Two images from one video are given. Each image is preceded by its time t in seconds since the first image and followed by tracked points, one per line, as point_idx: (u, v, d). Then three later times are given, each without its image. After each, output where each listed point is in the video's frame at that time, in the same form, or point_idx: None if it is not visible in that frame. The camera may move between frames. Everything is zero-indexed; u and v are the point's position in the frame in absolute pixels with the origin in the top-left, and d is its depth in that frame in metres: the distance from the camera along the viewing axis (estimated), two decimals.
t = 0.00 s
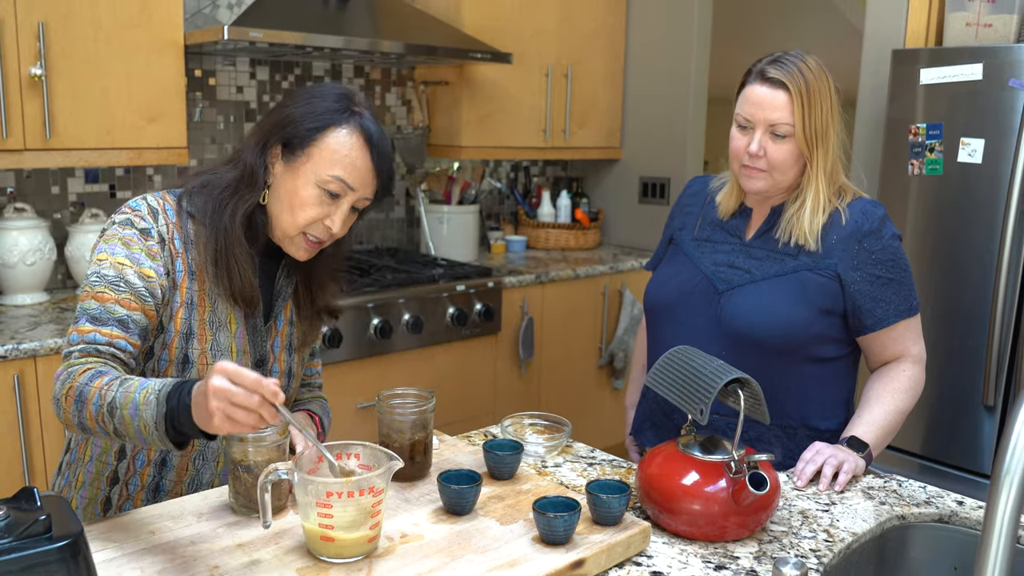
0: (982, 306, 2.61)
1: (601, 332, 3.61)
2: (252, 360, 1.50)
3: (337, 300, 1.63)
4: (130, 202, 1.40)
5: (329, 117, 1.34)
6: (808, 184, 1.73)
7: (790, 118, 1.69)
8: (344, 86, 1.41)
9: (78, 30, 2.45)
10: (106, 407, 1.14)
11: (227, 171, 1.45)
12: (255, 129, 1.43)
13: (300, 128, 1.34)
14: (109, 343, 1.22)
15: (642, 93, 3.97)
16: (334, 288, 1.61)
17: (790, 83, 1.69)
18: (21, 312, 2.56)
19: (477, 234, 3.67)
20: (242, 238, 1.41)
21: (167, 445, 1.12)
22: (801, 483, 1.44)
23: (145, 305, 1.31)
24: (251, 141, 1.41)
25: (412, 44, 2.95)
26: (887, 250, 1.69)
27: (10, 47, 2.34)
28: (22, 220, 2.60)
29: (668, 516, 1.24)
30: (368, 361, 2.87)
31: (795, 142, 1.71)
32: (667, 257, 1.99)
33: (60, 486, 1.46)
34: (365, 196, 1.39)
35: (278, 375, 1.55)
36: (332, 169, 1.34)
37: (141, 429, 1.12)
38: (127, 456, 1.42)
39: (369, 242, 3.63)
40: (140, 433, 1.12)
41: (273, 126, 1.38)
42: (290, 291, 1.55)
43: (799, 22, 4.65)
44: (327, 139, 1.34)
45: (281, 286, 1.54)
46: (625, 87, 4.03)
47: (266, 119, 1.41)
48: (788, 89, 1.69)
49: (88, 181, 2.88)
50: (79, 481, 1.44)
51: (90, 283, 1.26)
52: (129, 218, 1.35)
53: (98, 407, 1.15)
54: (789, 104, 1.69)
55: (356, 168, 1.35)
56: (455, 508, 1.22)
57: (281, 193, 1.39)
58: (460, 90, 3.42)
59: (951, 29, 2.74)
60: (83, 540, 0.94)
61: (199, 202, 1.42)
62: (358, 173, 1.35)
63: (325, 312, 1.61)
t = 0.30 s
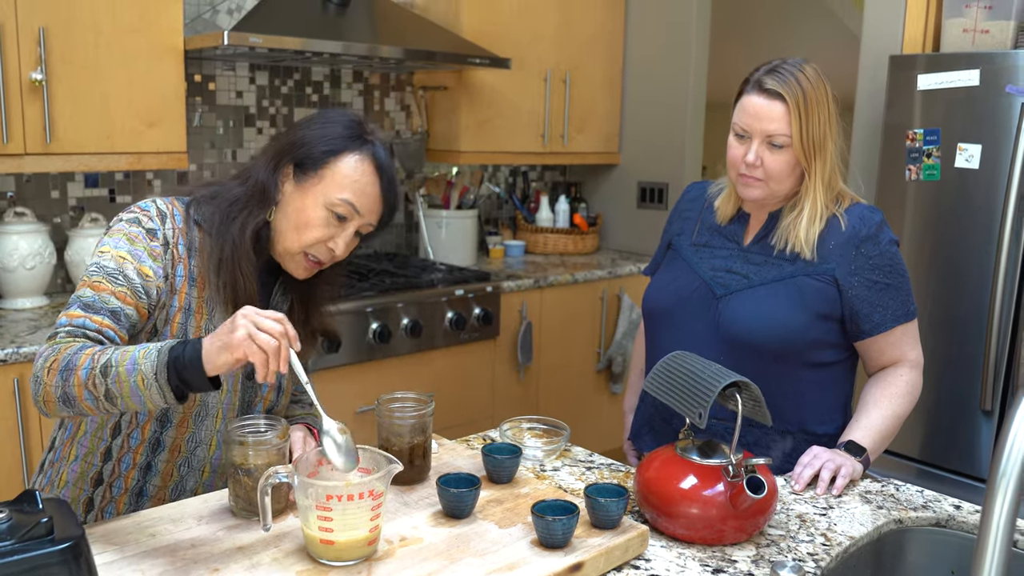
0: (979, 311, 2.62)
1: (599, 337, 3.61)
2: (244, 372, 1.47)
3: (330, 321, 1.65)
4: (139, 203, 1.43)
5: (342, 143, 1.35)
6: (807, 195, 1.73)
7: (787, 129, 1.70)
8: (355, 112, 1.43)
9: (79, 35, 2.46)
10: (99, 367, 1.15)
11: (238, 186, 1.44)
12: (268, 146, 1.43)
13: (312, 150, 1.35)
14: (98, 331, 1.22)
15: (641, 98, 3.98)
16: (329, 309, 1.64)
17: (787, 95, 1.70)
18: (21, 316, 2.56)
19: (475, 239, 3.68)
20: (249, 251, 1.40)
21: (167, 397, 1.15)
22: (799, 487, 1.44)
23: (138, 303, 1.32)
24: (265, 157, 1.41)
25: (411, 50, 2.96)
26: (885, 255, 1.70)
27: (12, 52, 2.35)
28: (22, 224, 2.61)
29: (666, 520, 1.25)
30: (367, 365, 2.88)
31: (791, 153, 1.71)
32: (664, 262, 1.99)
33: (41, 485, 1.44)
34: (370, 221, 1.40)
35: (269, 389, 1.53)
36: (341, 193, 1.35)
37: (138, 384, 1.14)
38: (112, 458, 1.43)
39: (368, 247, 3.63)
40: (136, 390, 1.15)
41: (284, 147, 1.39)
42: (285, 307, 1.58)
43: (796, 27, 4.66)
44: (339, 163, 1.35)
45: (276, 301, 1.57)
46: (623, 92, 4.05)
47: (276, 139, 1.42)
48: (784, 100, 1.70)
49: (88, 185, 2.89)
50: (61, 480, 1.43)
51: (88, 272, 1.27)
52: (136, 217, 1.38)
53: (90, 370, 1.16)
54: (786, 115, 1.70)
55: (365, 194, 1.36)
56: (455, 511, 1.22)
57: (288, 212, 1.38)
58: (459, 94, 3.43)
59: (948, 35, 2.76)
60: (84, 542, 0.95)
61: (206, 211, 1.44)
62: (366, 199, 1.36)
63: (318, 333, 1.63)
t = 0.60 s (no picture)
0: (987, 313, 2.61)
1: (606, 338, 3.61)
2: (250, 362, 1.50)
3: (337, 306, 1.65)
4: (133, 204, 1.42)
5: (331, 128, 1.36)
6: (813, 198, 1.73)
7: (793, 132, 1.69)
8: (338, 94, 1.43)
9: (87, 38, 2.47)
10: (107, 372, 1.16)
11: (232, 181, 1.43)
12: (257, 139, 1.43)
13: (304, 138, 1.36)
14: (105, 333, 1.23)
15: (647, 99, 3.98)
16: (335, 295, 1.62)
17: (793, 98, 1.69)
18: (29, 317, 2.58)
19: (482, 240, 3.68)
20: (249, 245, 1.40)
21: (177, 399, 1.16)
22: (806, 489, 1.44)
23: (142, 301, 1.32)
24: (256, 148, 1.41)
25: (417, 51, 2.96)
26: (892, 257, 1.69)
27: (20, 54, 2.36)
28: (30, 226, 2.62)
29: (672, 521, 1.24)
30: (374, 366, 2.88)
31: (797, 157, 1.71)
32: (671, 264, 1.99)
33: (55, 489, 1.45)
34: (368, 201, 1.42)
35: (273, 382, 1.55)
36: (339, 177, 1.36)
37: (146, 387, 1.14)
38: (123, 459, 1.43)
39: (375, 248, 3.64)
40: (145, 392, 1.15)
41: (275, 137, 1.39)
42: (286, 297, 1.58)
43: (804, 28, 4.65)
44: (332, 149, 1.36)
45: (278, 293, 1.57)
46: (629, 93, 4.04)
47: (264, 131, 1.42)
48: (790, 104, 1.69)
49: (96, 187, 2.90)
50: (74, 483, 1.44)
51: (89, 275, 1.27)
52: (131, 218, 1.37)
53: (98, 375, 1.16)
54: (791, 119, 1.69)
55: (361, 176, 1.37)
56: (461, 512, 1.22)
57: (286, 202, 1.39)
58: (465, 96, 3.43)
59: (955, 35, 2.75)
60: (92, 542, 0.95)
61: (199, 207, 1.43)
62: (363, 180, 1.38)
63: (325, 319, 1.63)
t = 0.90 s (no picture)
0: (996, 311, 2.59)
1: (613, 336, 3.60)
2: (242, 338, 1.52)
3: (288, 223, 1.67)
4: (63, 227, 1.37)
5: (230, 58, 1.35)
6: (820, 196, 1.73)
7: (801, 131, 1.69)
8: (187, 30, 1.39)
9: (94, 37, 2.47)
10: (59, 431, 1.22)
11: (146, 179, 1.37)
12: (147, 123, 1.35)
13: (216, 84, 1.32)
14: (62, 382, 1.28)
15: (654, 97, 3.97)
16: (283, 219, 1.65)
17: (801, 97, 1.68)
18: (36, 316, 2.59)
19: (489, 239, 3.68)
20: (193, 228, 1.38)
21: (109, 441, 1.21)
22: (813, 488, 1.43)
23: (96, 333, 1.31)
24: (158, 132, 1.34)
25: (424, 50, 2.97)
26: (900, 255, 1.68)
27: (27, 54, 2.37)
28: (37, 225, 2.63)
29: (680, 521, 1.24)
30: (381, 366, 2.88)
31: (805, 155, 1.70)
32: (678, 262, 1.99)
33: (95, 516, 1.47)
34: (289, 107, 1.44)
35: (270, 346, 1.58)
36: (267, 96, 1.37)
37: (90, 442, 1.20)
38: (149, 467, 1.44)
39: (381, 246, 3.64)
40: (92, 446, 1.21)
41: (176, 107, 1.33)
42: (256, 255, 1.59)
43: (813, 25, 4.64)
44: (244, 76, 1.35)
45: (246, 255, 1.58)
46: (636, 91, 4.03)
47: (150, 110, 1.35)
48: (797, 102, 1.68)
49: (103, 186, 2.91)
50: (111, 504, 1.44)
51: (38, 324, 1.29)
52: (61, 249, 1.33)
53: (54, 434, 1.23)
54: (799, 117, 1.68)
55: (276, 84, 1.40)
56: (468, 511, 1.22)
57: (233, 155, 1.37)
58: (472, 94, 3.43)
59: (964, 32, 2.74)
60: (99, 541, 0.95)
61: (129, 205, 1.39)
62: (281, 87, 1.40)
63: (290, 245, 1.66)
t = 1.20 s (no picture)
0: (999, 310, 2.59)
1: (615, 335, 3.60)
2: (232, 335, 1.52)
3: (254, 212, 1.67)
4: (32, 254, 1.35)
5: (187, 57, 1.37)
6: (821, 194, 1.72)
7: (801, 129, 1.68)
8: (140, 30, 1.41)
9: (96, 36, 2.47)
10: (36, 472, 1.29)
11: (109, 192, 1.38)
12: (106, 133, 1.38)
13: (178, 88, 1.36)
14: (47, 409, 1.32)
15: (656, 95, 3.96)
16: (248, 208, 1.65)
17: (802, 95, 1.68)
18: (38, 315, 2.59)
19: (490, 238, 3.67)
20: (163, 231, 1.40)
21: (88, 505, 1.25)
22: (815, 487, 1.43)
23: (76, 360, 1.33)
24: (119, 142, 1.37)
25: (426, 49, 2.96)
26: (902, 254, 1.68)
27: (29, 53, 2.37)
28: (39, 224, 2.63)
29: (681, 520, 1.24)
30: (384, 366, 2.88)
31: (806, 153, 1.69)
32: (679, 260, 1.98)
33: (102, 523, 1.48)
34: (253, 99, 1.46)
35: (261, 338, 1.58)
36: (229, 94, 1.40)
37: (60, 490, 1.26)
38: (152, 473, 1.45)
39: (383, 245, 3.64)
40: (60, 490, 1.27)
41: (137, 114, 1.36)
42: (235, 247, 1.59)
43: (816, 22, 4.63)
44: (204, 75, 1.38)
45: (225, 249, 1.58)
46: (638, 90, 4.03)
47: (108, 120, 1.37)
48: (799, 100, 1.68)
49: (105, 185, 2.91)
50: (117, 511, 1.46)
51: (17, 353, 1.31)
52: (34, 277, 1.32)
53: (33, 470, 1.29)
54: (800, 116, 1.68)
55: (237, 79, 1.42)
56: (469, 511, 1.22)
57: (203, 157, 1.40)
58: (473, 93, 3.43)
59: (967, 30, 2.73)
60: (99, 540, 0.96)
61: (100, 220, 1.38)
62: (242, 81, 1.43)
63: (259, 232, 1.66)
